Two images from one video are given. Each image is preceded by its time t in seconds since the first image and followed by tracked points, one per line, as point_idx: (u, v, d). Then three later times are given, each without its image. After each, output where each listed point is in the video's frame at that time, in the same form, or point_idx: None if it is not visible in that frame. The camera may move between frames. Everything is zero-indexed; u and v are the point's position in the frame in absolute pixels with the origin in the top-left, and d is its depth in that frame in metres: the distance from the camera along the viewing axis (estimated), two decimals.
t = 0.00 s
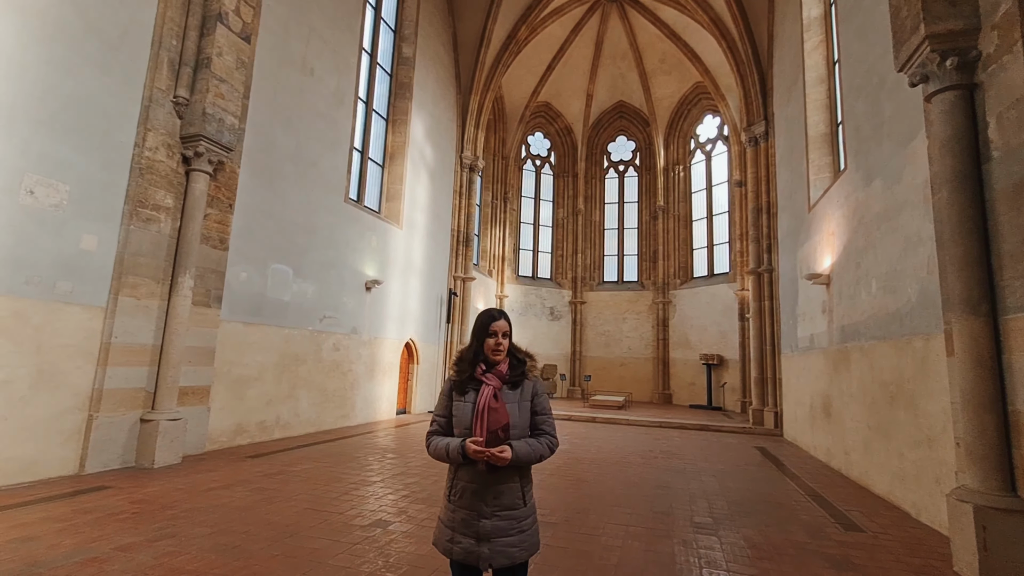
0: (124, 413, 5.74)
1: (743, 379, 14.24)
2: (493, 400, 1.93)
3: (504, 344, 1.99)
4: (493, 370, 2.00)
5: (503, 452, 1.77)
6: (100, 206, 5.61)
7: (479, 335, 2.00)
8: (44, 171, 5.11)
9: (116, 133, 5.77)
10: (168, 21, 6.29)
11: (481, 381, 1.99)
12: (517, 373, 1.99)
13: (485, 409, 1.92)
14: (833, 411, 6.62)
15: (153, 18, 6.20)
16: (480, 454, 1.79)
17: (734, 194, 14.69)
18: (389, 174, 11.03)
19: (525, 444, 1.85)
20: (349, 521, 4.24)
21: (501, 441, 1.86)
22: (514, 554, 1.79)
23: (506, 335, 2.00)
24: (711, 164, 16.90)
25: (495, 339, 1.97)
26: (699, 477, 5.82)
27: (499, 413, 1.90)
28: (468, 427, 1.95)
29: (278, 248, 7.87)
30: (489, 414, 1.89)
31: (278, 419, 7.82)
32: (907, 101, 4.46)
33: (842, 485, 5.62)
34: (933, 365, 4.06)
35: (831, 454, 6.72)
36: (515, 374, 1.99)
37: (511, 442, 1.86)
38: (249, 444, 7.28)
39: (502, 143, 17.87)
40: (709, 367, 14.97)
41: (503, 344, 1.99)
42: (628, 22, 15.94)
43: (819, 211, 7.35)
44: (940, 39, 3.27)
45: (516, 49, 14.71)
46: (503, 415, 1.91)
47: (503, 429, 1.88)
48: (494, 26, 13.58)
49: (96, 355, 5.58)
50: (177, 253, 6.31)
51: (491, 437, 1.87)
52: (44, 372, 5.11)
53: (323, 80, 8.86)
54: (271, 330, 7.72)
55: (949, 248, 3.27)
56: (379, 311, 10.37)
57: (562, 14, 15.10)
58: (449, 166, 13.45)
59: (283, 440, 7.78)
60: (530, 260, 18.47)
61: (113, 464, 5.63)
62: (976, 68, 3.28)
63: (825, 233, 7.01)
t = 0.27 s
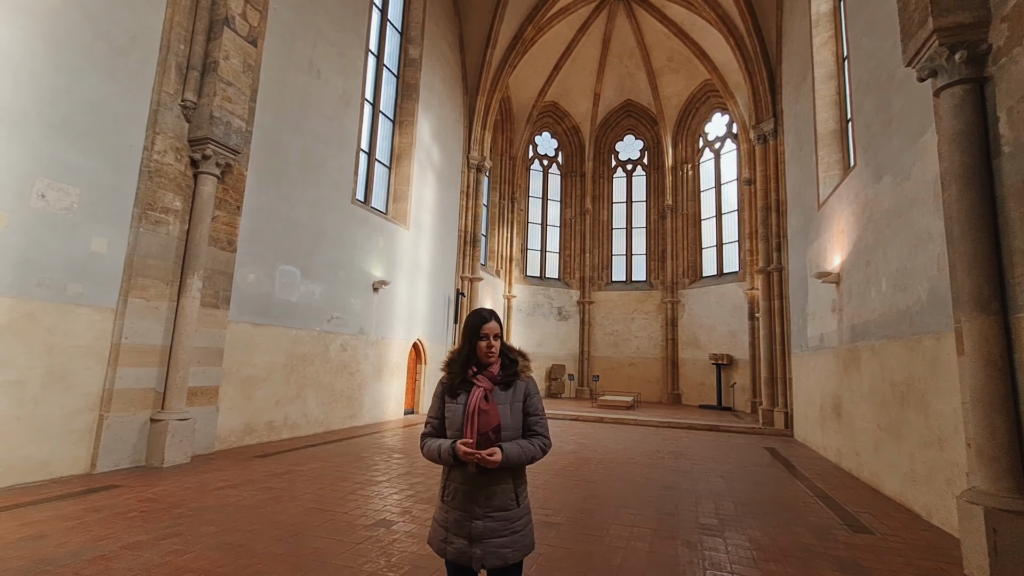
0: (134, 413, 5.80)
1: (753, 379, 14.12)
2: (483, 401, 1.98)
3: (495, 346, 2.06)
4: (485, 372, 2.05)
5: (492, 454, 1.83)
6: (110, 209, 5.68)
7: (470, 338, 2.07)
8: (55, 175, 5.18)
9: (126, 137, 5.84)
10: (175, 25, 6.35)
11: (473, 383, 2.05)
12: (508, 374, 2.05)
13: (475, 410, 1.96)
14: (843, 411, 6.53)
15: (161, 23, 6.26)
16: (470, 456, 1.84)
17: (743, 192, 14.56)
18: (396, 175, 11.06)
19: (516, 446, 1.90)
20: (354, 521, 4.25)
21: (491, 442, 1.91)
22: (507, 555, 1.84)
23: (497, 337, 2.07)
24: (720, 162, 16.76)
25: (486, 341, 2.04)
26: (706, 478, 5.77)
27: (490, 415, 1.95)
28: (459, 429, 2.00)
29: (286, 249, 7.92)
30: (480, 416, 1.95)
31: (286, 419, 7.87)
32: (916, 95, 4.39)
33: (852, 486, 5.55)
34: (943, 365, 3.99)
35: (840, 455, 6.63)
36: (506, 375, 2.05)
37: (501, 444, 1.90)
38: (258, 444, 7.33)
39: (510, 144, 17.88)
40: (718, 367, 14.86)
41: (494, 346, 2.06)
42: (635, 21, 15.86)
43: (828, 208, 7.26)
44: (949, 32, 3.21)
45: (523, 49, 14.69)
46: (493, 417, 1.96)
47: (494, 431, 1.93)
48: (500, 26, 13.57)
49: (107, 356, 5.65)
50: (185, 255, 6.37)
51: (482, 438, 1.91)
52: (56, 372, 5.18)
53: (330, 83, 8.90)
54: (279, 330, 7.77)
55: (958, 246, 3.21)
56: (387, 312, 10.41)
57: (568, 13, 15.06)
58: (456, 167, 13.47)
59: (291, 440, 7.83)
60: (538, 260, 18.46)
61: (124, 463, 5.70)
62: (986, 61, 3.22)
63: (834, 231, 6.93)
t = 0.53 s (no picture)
0: (144, 412, 5.85)
1: (763, 379, 14.01)
2: (482, 400, 1.98)
3: (493, 345, 2.08)
4: (483, 371, 2.06)
5: (490, 453, 1.83)
6: (121, 211, 5.74)
7: (468, 337, 2.09)
8: (66, 178, 5.25)
9: (136, 140, 5.90)
10: (184, 30, 6.41)
11: (471, 383, 2.06)
12: (507, 373, 2.06)
13: (473, 409, 1.96)
14: (853, 412, 6.46)
15: (170, 27, 6.32)
16: (468, 454, 1.85)
17: (752, 190, 14.46)
18: (403, 176, 11.09)
19: (513, 446, 1.90)
20: (360, 520, 4.27)
21: (489, 441, 1.91)
22: (504, 556, 1.85)
23: (495, 336, 2.09)
24: (728, 161, 16.65)
25: (483, 340, 2.06)
26: (713, 479, 5.73)
27: (487, 414, 1.95)
28: (458, 428, 2.00)
29: (293, 250, 7.96)
30: (477, 415, 1.95)
31: (295, 418, 7.92)
32: (926, 91, 4.33)
33: (862, 487, 5.48)
34: (954, 365, 3.93)
35: (851, 456, 6.56)
36: (505, 374, 2.06)
37: (499, 443, 1.91)
38: (267, 443, 7.38)
39: (516, 144, 17.89)
40: (727, 367, 14.76)
41: (492, 345, 2.08)
42: (642, 19, 15.80)
43: (837, 206, 7.19)
44: (958, 26, 3.15)
45: (529, 49, 14.68)
46: (491, 416, 1.96)
47: (491, 431, 1.93)
48: (507, 27, 13.57)
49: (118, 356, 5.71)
50: (195, 256, 6.42)
51: (480, 436, 1.92)
52: (69, 372, 5.26)
53: (337, 85, 8.94)
54: (287, 331, 7.82)
55: (969, 244, 3.16)
56: (394, 312, 10.44)
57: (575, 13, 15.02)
58: (462, 167, 13.50)
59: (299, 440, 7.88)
60: (545, 260, 18.45)
61: (135, 462, 5.76)
62: (997, 55, 3.16)
63: (843, 229, 6.85)
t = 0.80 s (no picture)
0: (157, 412, 5.92)
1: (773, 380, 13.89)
2: (486, 399, 2.00)
3: (498, 344, 2.11)
4: (489, 371, 2.09)
5: (492, 448, 1.85)
6: (134, 214, 5.81)
7: (474, 337, 2.14)
8: (80, 182, 5.32)
9: (148, 144, 5.97)
10: (195, 34, 6.48)
11: (477, 382, 2.09)
12: (512, 374, 2.07)
13: (477, 407, 1.99)
14: (865, 413, 6.39)
15: (181, 32, 6.38)
16: (470, 450, 1.88)
17: (762, 189, 14.34)
18: (411, 177, 11.13)
19: (514, 445, 1.91)
20: (369, 519, 4.28)
21: (492, 439, 1.93)
22: (506, 557, 1.86)
23: (499, 335, 2.12)
24: (737, 160, 16.53)
25: (487, 339, 2.10)
26: (723, 480, 5.70)
27: (490, 413, 1.97)
28: (463, 426, 2.03)
29: (303, 251, 8.01)
30: (480, 414, 1.97)
31: (305, 418, 7.97)
32: (938, 88, 4.27)
33: (874, 489, 5.42)
34: (967, 365, 3.88)
35: (863, 457, 6.49)
36: (510, 375, 2.07)
37: (501, 441, 1.92)
38: (277, 443, 7.43)
39: (524, 144, 17.90)
40: (737, 367, 14.66)
41: (497, 345, 2.10)
42: (650, 18, 15.73)
43: (848, 205, 7.12)
44: (970, 22, 3.09)
45: (536, 49, 14.67)
46: (495, 414, 1.97)
47: (493, 430, 1.95)
48: (514, 27, 13.57)
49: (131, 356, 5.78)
50: (206, 258, 6.49)
51: (482, 434, 1.93)
52: (83, 373, 5.33)
53: (345, 87, 8.98)
54: (297, 331, 7.87)
55: (981, 242, 3.12)
56: (403, 312, 10.48)
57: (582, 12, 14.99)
58: (470, 168, 13.52)
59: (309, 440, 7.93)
60: (554, 260, 18.44)
61: (148, 461, 5.83)
62: (1010, 51, 3.11)
63: (854, 228, 6.78)
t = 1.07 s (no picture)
0: (172, 411, 5.98)
1: (785, 380, 13.76)
2: (496, 398, 2.01)
3: (510, 345, 2.11)
4: (501, 371, 2.10)
5: (497, 445, 1.85)
6: (148, 216, 5.88)
7: (488, 338, 2.16)
8: (96, 185, 5.39)
9: (162, 147, 6.04)
10: (207, 39, 6.54)
11: (489, 382, 2.10)
12: (524, 375, 2.06)
13: (487, 406, 1.99)
14: (879, 414, 6.31)
15: (193, 36, 6.45)
16: (476, 446, 1.89)
17: (773, 188, 14.22)
18: (420, 178, 11.17)
19: (521, 444, 1.90)
20: (380, 519, 4.30)
21: (499, 437, 1.93)
22: (513, 559, 1.85)
23: (512, 335, 2.13)
24: (748, 158, 16.41)
25: (500, 339, 2.11)
26: (735, 481, 5.65)
27: (499, 411, 1.97)
28: (473, 424, 2.05)
29: (314, 252, 8.06)
30: (489, 412, 1.98)
31: (316, 418, 8.02)
32: (953, 83, 4.21)
33: (889, 491, 5.35)
34: (984, 365, 3.82)
35: (877, 459, 6.40)
36: (522, 375, 2.06)
37: (508, 440, 1.92)
38: (289, 443, 7.48)
39: (533, 144, 17.90)
40: (749, 368, 14.54)
41: (510, 345, 2.11)
42: (659, 17, 15.66)
43: (861, 203, 7.04)
44: (985, 17, 3.03)
45: (545, 49, 14.66)
46: (503, 413, 1.97)
47: (501, 428, 1.94)
48: (522, 27, 13.56)
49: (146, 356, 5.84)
50: (218, 260, 6.55)
51: (490, 432, 1.94)
52: (100, 373, 5.39)
53: (355, 89, 9.03)
54: (308, 332, 7.92)
55: (999, 241, 3.07)
56: (412, 313, 10.52)
57: (591, 12, 14.95)
58: (479, 168, 13.54)
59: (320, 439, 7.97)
60: (563, 260, 18.42)
61: (163, 460, 5.89)
62: None
63: (868, 226, 6.70)
